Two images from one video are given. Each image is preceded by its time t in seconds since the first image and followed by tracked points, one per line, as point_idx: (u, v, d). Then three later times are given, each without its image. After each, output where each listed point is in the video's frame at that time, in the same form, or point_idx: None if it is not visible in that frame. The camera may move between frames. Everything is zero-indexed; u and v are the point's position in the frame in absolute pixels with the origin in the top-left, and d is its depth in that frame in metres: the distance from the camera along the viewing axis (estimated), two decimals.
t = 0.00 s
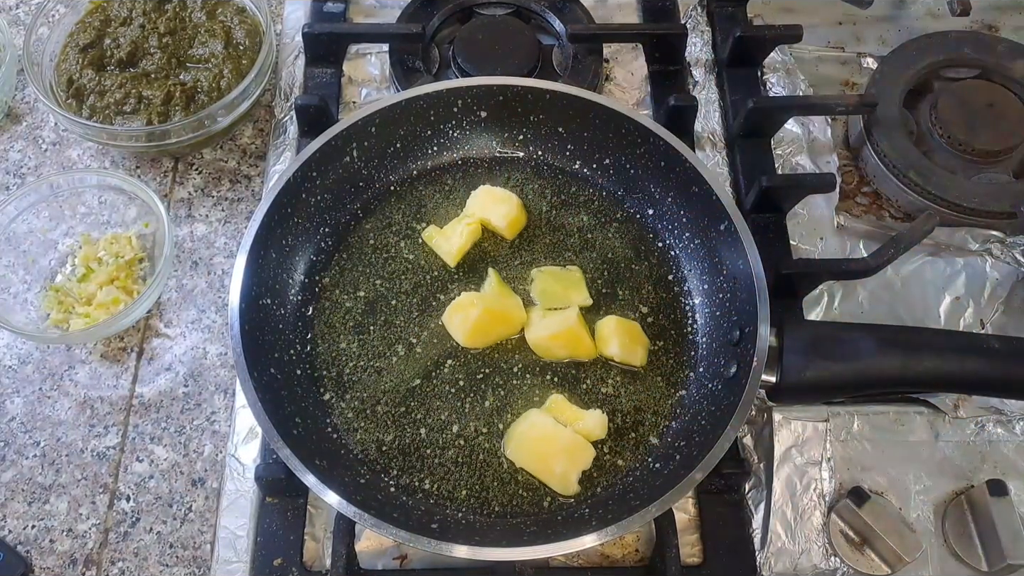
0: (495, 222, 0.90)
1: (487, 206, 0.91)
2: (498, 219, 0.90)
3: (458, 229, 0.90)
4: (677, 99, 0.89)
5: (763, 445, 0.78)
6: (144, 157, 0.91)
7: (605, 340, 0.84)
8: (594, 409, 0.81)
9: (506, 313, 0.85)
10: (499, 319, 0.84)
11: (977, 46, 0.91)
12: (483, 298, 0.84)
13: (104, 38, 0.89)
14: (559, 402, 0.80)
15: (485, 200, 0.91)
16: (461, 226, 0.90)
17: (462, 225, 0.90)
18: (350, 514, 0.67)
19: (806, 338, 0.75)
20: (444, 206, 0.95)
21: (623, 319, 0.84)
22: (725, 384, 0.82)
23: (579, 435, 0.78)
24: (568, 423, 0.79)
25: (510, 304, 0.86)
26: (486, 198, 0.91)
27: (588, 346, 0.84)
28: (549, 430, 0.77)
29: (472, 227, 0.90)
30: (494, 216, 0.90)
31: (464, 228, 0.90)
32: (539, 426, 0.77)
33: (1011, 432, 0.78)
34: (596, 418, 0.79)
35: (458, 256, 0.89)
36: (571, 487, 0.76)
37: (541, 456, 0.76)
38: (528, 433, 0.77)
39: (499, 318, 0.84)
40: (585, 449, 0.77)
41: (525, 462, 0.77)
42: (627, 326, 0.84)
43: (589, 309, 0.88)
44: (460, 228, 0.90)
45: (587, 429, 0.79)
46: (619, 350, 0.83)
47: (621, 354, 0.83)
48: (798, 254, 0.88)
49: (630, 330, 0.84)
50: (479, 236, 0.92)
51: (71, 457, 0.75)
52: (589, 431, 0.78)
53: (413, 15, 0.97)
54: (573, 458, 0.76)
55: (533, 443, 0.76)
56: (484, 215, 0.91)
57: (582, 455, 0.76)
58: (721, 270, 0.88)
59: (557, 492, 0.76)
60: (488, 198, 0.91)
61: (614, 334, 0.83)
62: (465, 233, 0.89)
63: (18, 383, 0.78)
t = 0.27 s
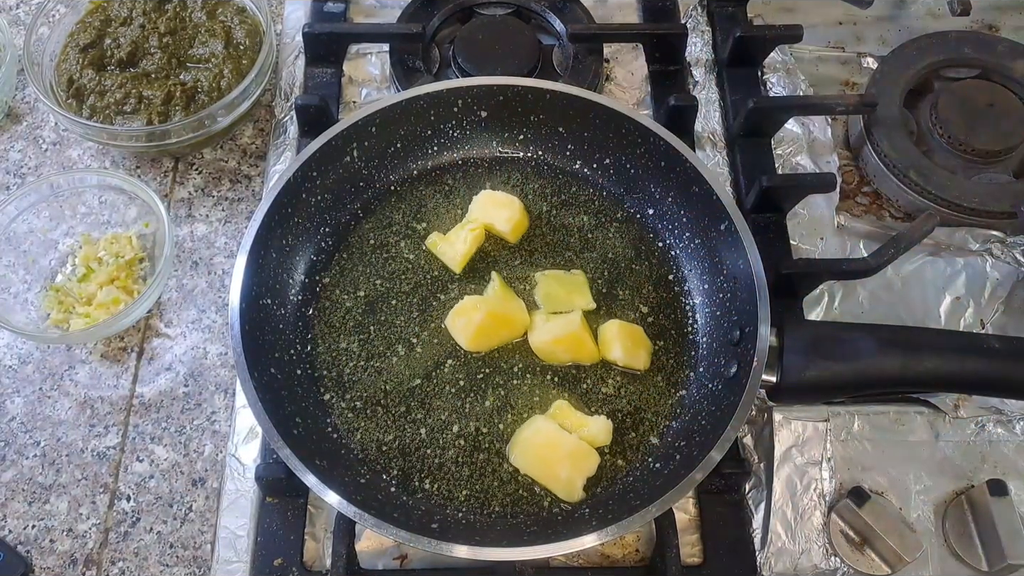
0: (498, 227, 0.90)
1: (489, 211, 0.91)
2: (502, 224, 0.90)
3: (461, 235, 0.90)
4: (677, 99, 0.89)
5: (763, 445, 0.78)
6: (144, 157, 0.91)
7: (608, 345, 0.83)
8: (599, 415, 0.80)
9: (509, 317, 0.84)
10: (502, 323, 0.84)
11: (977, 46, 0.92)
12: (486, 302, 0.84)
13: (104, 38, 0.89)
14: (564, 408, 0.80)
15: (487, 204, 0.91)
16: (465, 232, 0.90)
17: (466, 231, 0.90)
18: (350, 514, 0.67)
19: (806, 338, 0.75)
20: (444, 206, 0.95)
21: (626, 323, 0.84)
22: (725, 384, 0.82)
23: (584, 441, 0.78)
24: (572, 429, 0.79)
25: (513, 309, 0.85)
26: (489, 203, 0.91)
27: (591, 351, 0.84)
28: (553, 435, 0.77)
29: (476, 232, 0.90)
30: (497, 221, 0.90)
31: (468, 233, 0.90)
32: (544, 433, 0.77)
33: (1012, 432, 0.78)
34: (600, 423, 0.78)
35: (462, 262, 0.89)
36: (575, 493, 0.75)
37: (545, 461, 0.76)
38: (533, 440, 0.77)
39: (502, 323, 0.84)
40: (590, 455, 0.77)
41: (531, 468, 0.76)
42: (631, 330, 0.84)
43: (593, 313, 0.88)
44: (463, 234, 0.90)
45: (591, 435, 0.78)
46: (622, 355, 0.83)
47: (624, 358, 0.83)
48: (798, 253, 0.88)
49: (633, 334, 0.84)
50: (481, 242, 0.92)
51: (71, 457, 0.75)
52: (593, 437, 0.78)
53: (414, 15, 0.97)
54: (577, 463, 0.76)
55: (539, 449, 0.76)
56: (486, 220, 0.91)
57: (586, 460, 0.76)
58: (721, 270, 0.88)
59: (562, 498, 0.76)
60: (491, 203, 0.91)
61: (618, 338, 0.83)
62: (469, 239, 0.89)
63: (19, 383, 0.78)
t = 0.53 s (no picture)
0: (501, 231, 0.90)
1: (491, 215, 0.90)
2: (505, 228, 0.90)
3: (464, 242, 0.90)
4: (677, 99, 0.89)
5: (763, 445, 0.78)
6: (144, 157, 0.91)
7: (611, 349, 0.83)
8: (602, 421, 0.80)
9: (511, 321, 0.84)
10: (505, 327, 0.84)
11: (977, 46, 0.92)
12: (489, 307, 0.84)
13: (104, 38, 0.89)
14: (567, 413, 0.79)
15: (488, 208, 0.91)
16: (468, 239, 0.89)
17: (468, 238, 0.90)
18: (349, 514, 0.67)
19: (806, 338, 0.75)
20: (443, 206, 0.95)
21: (628, 328, 0.84)
22: (725, 384, 0.82)
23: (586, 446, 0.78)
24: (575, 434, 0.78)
25: (516, 313, 0.85)
26: (490, 207, 0.91)
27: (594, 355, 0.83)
28: (555, 440, 0.76)
29: (479, 239, 0.89)
30: (500, 226, 0.90)
31: (471, 241, 0.89)
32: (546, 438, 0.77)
33: (1011, 432, 0.78)
34: (603, 428, 0.78)
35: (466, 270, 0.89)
36: (578, 498, 0.75)
37: (547, 466, 0.75)
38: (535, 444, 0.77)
39: (504, 327, 0.84)
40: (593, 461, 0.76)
41: (533, 472, 0.76)
42: (634, 335, 0.84)
43: (596, 317, 0.87)
44: (466, 241, 0.89)
45: (594, 440, 0.78)
46: (624, 359, 0.83)
47: (627, 363, 0.83)
48: (797, 253, 0.88)
49: (636, 338, 0.84)
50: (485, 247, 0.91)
51: (71, 457, 0.75)
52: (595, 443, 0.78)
53: (413, 15, 0.97)
54: (580, 468, 0.75)
55: (541, 455, 0.76)
56: (489, 224, 0.90)
57: (589, 465, 0.76)
58: (721, 270, 0.88)
59: (563, 503, 0.75)
60: (492, 207, 0.91)
61: (620, 342, 0.83)
62: (472, 247, 0.89)
63: (18, 383, 0.78)
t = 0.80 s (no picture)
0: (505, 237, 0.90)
1: (493, 220, 0.90)
2: (508, 232, 0.90)
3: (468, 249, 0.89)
4: (677, 99, 0.89)
5: (763, 445, 0.78)
6: (143, 157, 0.91)
7: (613, 353, 0.83)
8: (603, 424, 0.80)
9: (514, 326, 0.84)
10: (507, 331, 0.84)
11: (977, 46, 0.92)
12: (492, 311, 0.84)
13: (104, 38, 0.89)
14: (569, 415, 0.80)
15: (490, 213, 0.91)
16: (472, 245, 0.89)
17: (472, 244, 0.89)
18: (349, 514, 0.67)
19: (806, 338, 0.75)
20: (443, 206, 0.95)
21: (630, 331, 0.84)
22: (725, 384, 0.82)
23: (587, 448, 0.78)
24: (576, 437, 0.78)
25: (519, 317, 0.85)
26: (492, 212, 0.91)
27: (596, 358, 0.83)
28: (557, 442, 0.76)
29: (483, 245, 0.89)
30: (504, 231, 0.90)
31: (475, 246, 0.89)
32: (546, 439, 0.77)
33: (1011, 432, 0.78)
34: (604, 432, 0.78)
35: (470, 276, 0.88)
36: (577, 500, 0.75)
37: (547, 468, 0.75)
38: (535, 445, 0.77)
39: (506, 332, 0.84)
40: (593, 463, 0.76)
41: (533, 473, 0.76)
42: (636, 338, 0.84)
43: (599, 321, 0.87)
44: (471, 247, 0.89)
45: (595, 443, 0.78)
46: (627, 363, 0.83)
47: (629, 366, 0.83)
48: (798, 253, 0.88)
49: (638, 342, 0.83)
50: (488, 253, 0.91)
51: (71, 457, 0.75)
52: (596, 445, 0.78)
53: (413, 16, 0.97)
54: (581, 470, 0.75)
55: (542, 456, 0.76)
56: (492, 230, 0.90)
57: (589, 467, 0.76)
58: (721, 270, 0.89)
59: (562, 505, 0.75)
60: (493, 212, 0.90)
61: (623, 346, 0.83)
62: (476, 253, 0.88)
63: (18, 383, 0.78)
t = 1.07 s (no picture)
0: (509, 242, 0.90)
1: (496, 225, 0.90)
2: (512, 237, 0.89)
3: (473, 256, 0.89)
4: (677, 99, 0.89)
5: (763, 445, 0.78)
6: (144, 157, 0.91)
7: (616, 356, 0.83)
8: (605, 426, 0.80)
9: (517, 330, 0.84)
10: (510, 335, 0.84)
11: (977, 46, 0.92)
12: (495, 315, 0.83)
13: (104, 38, 0.89)
14: (570, 417, 0.80)
15: (492, 218, 0.90)
16: (477, 252, 0.89)
17: (477, 250, 0.89)
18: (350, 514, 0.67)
19: (806, 338, 0.75)
20: (443, 206, 0.95)
21: (632, 334, 0.84)
22: (725, 384, 0.82)
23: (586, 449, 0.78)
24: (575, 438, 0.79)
25: (522, 320, 0.85)
26: (494, 216, 0.90)
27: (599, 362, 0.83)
28: (558, 444, 0.76)
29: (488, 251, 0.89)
30: (507, 236, 0.89)
31: (480, 253, 0.89)
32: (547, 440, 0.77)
33: (1011, 432, 0.78)
34: (606, 436, 0.78)
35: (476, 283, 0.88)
36: (576, 502, 0.75)
37: (547, 470, 0.75)
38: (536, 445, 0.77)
39: (509, 336, 0.83)
40: (593, 465, 0.76)
41: (532, 473, 0.76)
42: (638, 341, 0.84)
43: (601, 324, 0.87)
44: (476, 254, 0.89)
45: (596, 446, 0.78)
46: (630, 366, 0.83)
47: (632, 369, 0.83)
48: (798, 253, 0.88)
49: (640, 344, 0.84)
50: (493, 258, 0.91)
51: (71, 457, 0.75)
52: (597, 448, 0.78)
53: (413, 16, 0.97)
54: (581, 473, 0.75)
55: (542, 457, 0.76)
56: (495, 235, 0.90)
57: (589, 470, 0.76)
58: (721, 270, 0.89)
59: (561, 507, 0.75)
60: (495, 217, 0.90)
61: (625, 350, 0.83)
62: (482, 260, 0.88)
63: (19, 383, 0.78)
